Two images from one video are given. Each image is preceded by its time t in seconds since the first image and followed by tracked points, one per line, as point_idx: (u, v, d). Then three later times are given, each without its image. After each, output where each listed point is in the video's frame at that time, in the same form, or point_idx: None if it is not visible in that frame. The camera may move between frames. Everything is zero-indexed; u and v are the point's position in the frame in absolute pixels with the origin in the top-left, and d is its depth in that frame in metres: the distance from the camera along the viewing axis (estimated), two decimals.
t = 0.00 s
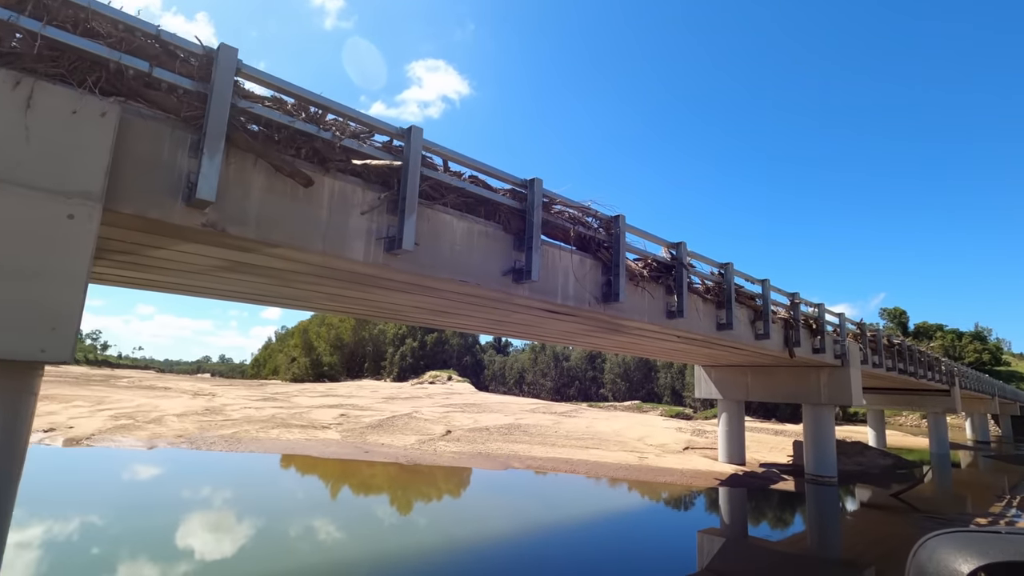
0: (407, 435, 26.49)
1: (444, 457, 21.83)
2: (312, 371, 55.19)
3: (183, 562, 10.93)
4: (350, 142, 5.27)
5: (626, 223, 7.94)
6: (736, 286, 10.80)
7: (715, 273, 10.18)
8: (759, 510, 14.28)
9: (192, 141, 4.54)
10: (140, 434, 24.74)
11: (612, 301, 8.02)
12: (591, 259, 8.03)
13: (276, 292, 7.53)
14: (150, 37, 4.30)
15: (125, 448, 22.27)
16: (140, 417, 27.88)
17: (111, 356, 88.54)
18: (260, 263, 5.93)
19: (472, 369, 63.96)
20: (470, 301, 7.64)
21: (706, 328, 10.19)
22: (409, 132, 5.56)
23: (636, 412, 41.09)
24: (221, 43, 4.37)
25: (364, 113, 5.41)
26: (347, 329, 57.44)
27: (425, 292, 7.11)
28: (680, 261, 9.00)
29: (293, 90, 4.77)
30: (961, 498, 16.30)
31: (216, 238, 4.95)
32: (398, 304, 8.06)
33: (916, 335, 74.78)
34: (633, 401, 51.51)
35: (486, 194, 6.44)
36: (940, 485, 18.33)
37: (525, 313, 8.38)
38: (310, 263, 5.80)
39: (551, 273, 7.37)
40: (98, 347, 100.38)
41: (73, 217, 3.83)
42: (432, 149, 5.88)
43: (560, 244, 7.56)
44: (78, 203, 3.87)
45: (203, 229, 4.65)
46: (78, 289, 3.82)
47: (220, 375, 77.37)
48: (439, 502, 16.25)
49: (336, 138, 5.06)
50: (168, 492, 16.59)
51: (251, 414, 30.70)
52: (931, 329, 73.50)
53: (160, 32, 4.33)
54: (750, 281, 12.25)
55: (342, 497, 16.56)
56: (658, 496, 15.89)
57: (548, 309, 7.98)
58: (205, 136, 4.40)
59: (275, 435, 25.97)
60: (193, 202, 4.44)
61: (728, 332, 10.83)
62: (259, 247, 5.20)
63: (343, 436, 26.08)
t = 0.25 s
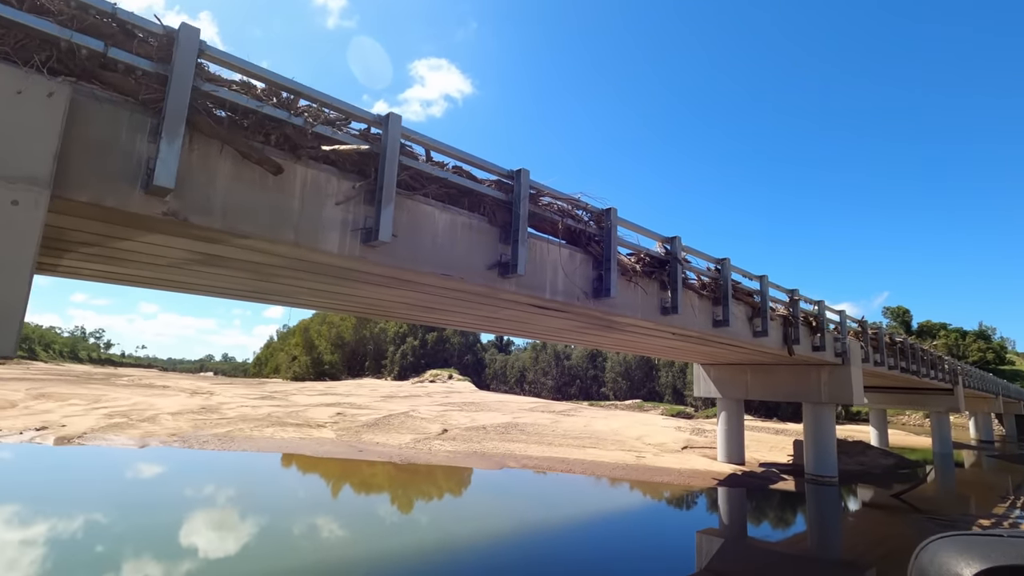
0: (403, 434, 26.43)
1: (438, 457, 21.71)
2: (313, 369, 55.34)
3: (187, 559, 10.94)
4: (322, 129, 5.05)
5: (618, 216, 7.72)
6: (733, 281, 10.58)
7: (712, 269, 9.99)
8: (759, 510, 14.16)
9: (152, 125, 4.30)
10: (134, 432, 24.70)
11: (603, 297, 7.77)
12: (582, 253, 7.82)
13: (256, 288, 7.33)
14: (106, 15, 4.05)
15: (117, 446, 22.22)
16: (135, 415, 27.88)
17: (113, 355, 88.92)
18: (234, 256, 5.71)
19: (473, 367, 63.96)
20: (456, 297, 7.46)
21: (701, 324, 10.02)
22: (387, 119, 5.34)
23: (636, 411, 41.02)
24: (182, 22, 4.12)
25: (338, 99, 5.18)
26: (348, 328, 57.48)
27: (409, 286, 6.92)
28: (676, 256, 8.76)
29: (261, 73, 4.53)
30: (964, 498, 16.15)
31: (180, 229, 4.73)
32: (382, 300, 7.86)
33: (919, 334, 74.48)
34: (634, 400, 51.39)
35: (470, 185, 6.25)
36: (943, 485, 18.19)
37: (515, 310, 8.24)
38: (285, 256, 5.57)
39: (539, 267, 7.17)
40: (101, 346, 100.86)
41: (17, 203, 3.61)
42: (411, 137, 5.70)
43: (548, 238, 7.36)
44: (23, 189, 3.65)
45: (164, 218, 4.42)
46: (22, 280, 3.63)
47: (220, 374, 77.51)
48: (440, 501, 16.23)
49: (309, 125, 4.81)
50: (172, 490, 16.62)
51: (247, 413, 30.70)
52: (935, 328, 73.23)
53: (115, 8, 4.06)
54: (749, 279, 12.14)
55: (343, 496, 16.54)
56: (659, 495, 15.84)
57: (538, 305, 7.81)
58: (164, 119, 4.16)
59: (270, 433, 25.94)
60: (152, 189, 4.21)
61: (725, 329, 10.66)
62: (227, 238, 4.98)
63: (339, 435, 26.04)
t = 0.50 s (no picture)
0: (400, 432, 26.40)
1: (434, 455, 21.63)
2: (316, 367, 55.55)
3: (192, 556, 10.96)
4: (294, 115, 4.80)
5: (610, 208, 7.56)
6: (732, 276, 10.38)
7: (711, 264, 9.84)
8: (760, 510, 14.06)
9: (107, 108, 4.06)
10: (128, 430, 24.69)
11: (596, 291, 7.60)
12: (574, 247, 7.62)
13: (236, 283, 7.07)
14: None
15: (111, 444, 22.22)
16: (131, 413, 27.96)
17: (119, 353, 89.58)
18: (209, 249, 5.43)
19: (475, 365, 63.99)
20: (444, 292, 7.26)
21: (699, 320, 9.85)
22: (363, 105, 5.09)
23: (639, 409, 40.92)
24: None
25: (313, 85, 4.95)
26: (350, 326, 57.52)
27: (393, 280, 6.65)
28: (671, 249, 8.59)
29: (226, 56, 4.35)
30: (971, 499, 15.95)
31: (144, 219, 4.48)
32: (368, 294, 7.61)
33: (926, 332, 73.88)
34: (637, 398, 51.22)
35: (454, 174, 6.05)
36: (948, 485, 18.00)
37: (506, 305, 8.07)
38: (260, 248, 5.28)
39: (528, 262, 6.97)
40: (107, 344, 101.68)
41: None
42: (389, 125, 5.52)
43: (537, 230, 7.15)
44: None
45: (123, 206, 4.16)
46: None
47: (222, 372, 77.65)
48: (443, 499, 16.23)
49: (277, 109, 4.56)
50: (178, 487, 16.71)
51: (244, 410, 30.75)
52: (941, 326, 72.70)
53: None
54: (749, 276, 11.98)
55: (347, 494, 16.55)
56: (663, 494, 15.78)
57: (530, 300, 7.64)
58: (120, 101, 3.91)
59: (266, 431, 25.93)
60: (107, 176, 3.95)
61: (723, 325, 10.50)
62: (195, 230, 4.72)
63: (335, 433, 25.99)
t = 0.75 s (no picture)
0: (397, 431, 26.38)
1: (430, 455, 21.57)
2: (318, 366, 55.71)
3: (200, 554, 11.00)
4: (260, 102, 4.72)
5: (600, 201, 7.47)
6: (728, 272, 10.29)
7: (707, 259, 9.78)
8: (761, 509, 13.94)
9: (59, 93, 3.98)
10: (122, 429, 24.64)
11: (585, 286, 7.51)
12: (563, 241, 7.54)
13: (215, 279, 6.99)
14: None
15: (105, 443, 22.18)
16: (128, 412, 27.99)
17: (124, 352, 90.17)
18: (179, 243, 5.35)
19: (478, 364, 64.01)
20: (428, 287, 7.17)
21: (694, 316, 9.74)
22: (335, 94, 5.01)
23: (641, 407, 40.83)
24: None
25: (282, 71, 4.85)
26: (353, 325, 57.60)
27: (373, 276, 6.56)
28: (665, 244, 8.51)
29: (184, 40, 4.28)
30: (977, 497, 15.81)
31: (102, 212, 4.38)
32: (351, 291, 7.51)
33: (932, 329, 73.42)
34: (639, 396, 51.09)
35: (436, 166, 5.94)
36: (953, 483, 17.85)
37: (494, 301, 7.99)
38: (230, 242, 5.18)
39: (514, 256, 6.87)
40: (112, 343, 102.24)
41: None
42: (366, 114, 5.37)
43: (524, 224, 7.05)
44: None
45: (76, 197, 4.06)
46: None
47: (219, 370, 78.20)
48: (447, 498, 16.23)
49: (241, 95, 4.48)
50: (185, 486, 16.82)
51: (241, 410, 30.77)
52: (947, 323, 72.23)
53: None
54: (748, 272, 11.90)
55: (350, 492, 16.56)
56: (667, 492, 15.70)
57: (517, 296, 7.57)
58: (70, 87, 3.83)
59: (262, 430, 25.91)
60: (58, 163, 3.85)
61: (719, 321, 10.39)
62: (157, 223, 4.62)
63: (331, 432, 25.94)
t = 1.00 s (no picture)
0: (395, 430, 26.36)
1: (427, 454, 21.49)
2: (322, 365, 55.92)
3: (207, 552, 11.02)
4: (224, 87, 4.65)
5: (591, 193, 7.38)
6: (726, 266, 10.19)
7: (705, 254, 9.68)
8: (763, 509, 13.83)
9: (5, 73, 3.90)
10: (119, 429, 24.62)
11: (574, 280, 7.46)
12: (551, 234, 7.47)
13: (193, 274, 6.97)
14: None
15: (100, 443, 22.13)
16: (126, 412, 28.02)
17: (131, 352, 90.93)
18: (146, 235, 5.30)
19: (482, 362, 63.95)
20: (411, 281, 7.11)
21: (691, 312, 9.64)
22: (305, 80, 4.95)
23: (644, 406, 40.72)
24: None
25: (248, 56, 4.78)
26: (356, 324, 57.71)
27: (352, 269, 6.50)
28: (660, 238, 8.42)
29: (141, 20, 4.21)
30: (984, 497, 15.65)
31: (58, 201, 4.32)
32: (333, 285, 7.46)
33: (939, 326, 72.81)
34: (643, 394, 50.93)
35: (416, 156, 5.87)
36: (958, 482, 17.69)
37: (480, 296, 7.95)
38: (197, 234, 5.12)
39: (500, 250, 6.81)
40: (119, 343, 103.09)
41: None
42: (339, 100, 5.29)
43: (511, 217, 6.99)
44: None
45: (26, 184, 3.99)
46: None
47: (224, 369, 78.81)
48: (451, 496, 16.24)
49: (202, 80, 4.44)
50: (193, 484, 16.91)
51: (241, 409, 30.82)
52: (955, 320, 71.65)
53: None
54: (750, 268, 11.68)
55: (354, 491, 16.58)
56: (671, 491, 15.63)
57: (504, 291, 7.52)
58: (16, 68, 3.74)
59: (259, 429, 25.88)
60: (5, 150, 3.78)
61: (717, 318, 10.29)
62: (118, 213, 4.57)
63: (329, 432, 25.91)
